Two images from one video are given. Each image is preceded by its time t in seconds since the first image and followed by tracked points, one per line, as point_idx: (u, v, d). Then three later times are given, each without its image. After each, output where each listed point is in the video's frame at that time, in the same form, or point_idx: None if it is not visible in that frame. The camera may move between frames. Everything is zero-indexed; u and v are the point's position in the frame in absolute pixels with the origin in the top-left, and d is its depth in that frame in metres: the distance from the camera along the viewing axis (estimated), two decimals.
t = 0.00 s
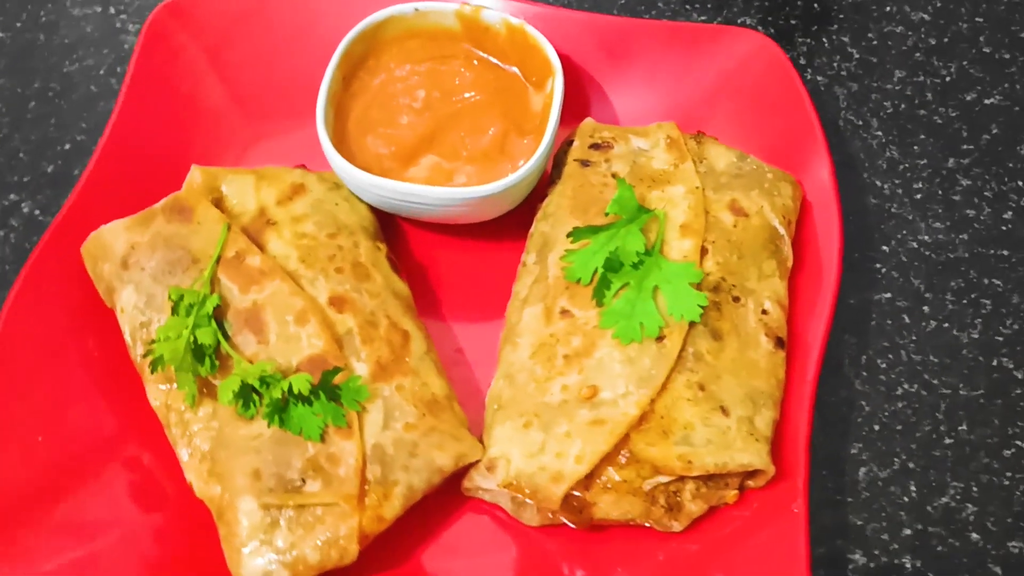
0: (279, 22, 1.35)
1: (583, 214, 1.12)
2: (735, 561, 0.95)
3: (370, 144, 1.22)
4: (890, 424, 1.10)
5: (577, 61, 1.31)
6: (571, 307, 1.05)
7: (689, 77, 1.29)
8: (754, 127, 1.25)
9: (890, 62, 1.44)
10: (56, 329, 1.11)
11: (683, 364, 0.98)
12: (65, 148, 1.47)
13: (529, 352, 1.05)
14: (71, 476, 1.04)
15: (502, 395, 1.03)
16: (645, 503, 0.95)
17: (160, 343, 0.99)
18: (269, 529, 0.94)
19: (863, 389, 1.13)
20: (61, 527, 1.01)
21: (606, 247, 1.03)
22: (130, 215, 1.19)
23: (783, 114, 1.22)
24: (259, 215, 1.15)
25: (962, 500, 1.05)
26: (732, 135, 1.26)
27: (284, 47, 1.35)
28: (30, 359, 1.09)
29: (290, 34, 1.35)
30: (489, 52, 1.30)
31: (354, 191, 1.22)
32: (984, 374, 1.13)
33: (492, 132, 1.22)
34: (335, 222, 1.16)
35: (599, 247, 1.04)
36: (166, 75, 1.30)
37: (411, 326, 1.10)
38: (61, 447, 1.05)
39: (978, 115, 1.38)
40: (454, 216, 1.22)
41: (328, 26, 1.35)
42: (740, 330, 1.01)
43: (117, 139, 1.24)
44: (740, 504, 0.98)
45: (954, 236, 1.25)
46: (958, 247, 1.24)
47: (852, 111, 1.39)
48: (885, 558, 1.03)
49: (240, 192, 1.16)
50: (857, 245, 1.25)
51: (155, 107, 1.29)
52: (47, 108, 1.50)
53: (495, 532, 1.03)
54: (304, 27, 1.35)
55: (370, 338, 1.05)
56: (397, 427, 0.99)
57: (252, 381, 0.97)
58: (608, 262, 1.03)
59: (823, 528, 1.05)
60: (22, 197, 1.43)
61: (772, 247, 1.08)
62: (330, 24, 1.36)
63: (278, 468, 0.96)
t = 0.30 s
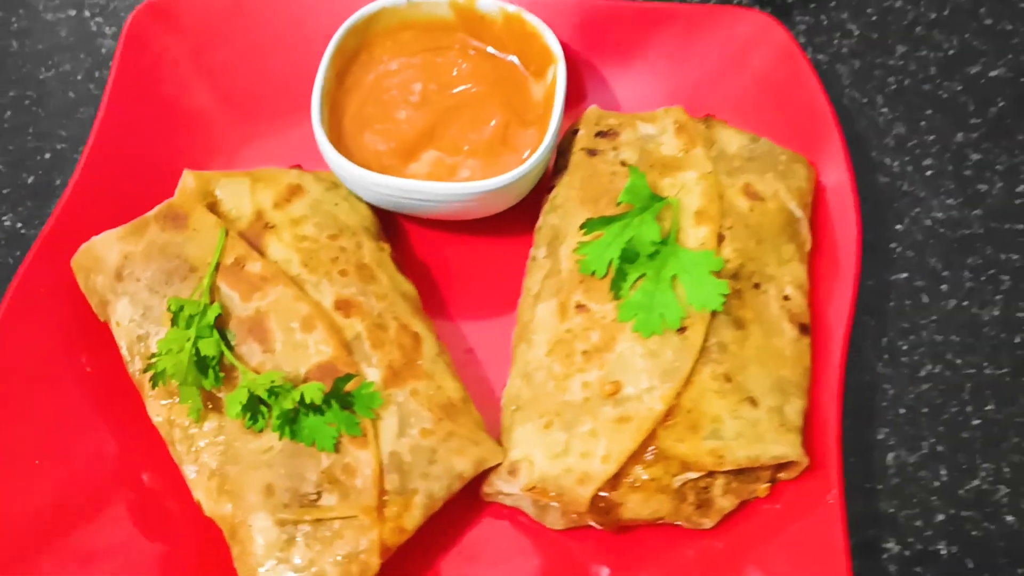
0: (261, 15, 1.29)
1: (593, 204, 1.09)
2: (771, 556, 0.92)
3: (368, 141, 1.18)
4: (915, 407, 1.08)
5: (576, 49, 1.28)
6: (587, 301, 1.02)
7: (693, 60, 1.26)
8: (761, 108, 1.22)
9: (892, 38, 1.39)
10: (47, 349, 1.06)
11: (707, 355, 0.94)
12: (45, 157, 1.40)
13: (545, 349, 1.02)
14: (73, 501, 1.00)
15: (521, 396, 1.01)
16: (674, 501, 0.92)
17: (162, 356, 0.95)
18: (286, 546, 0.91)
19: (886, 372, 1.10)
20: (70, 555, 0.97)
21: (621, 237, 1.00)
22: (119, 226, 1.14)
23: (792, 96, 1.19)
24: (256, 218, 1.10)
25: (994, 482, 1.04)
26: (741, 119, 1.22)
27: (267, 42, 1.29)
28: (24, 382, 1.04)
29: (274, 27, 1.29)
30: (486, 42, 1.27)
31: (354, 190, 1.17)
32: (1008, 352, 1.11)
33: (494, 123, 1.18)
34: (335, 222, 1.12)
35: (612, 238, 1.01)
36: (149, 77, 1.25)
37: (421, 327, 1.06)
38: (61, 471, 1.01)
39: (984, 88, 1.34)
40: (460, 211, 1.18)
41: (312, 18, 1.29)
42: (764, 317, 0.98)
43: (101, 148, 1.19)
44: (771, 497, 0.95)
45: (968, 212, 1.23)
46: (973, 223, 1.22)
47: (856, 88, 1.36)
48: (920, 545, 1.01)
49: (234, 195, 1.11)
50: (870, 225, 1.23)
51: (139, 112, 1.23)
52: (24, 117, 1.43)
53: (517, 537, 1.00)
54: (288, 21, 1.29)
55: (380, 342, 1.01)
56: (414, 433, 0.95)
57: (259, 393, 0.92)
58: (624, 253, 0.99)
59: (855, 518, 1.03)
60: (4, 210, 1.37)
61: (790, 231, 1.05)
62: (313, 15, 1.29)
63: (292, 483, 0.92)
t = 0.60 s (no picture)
0: (242, 8, 1.23)
1: (602, 189, 1.05)
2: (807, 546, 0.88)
3: (362, 134, 1.13)
4: (940, 387, 1.05)
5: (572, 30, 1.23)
6: (601, 291, 0.97)
7: (694, 37, 1.22)
8: (767, 84, 1.17)
9: (892, 8, 1.34)
10: (34, 366, 1.01)
11: (731, 342, 0.90)
12: (17, 166, 1.33)
13: (559, 343, 0.98)
14: (70, 525, 0.95)
15: (537, 393, 0.96)
16: (703, 496, 0.88)
17: (159, 368, 0.90)
18: (299, 563, 0.86)
19: (908, 353, 1.07)
20: None
21: (634, 223, 0.96)
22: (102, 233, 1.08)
23: (800, 70, 1.15)
24: (249, 219, 1.05)
25: None
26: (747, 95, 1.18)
27: (250, 37, 1.23)
28: (11, 402, 0.98)
29: (257, 19, 1.23)
30: (479, 27, 1.21)
31: (350, 186, 1.13)
32: None
33: (492, 111, 1.13)
34: (332, 220, 1.07)
35: (625, 225, 0.97)
36: (127, 77, 1.19)
37: (428, 326, 1.01)
38: (56, 493, 0.96)
39: (991, 56, 1.29)
40: (462, 203, 1.13)
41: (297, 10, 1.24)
42: (787, 300, 0.95)
43: (80, 154, 1.13)
44: (802, 487, 0.91)
45: (981, 184, 1.19)
46: (987, 196, 1.18)
47: (858, 62, 1.30)
48: (954, 531, 0.98)
49: (224, 196, 1.06)
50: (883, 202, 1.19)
51: (118, 115, 1.17)
52: None
53: (537, 544, 0.95)
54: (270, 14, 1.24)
55: (387, 344, 0.97)
56: (428, 437, 0.91)
57: (264, 403, 0.87)
58: (639, 240, 0.95)
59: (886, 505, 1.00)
60: None
61: (808, 209, 1.02)
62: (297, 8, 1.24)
63: (302, 494, 0.87)
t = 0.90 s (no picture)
0: None
1: (606, 172, 1.00)
2: (841, 535, 0.84)
3: (349, 124, 1.08)
4: (963, 363, 1.01)
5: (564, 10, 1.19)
6: (611, 278, 0.93)
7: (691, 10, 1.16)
8: (771, 57, 1.12)
9: None
10: (13, 384, 0.95)
11: (751, 325, 0.87)
12: None
13: (570, 333, 0.93)
14: (59, 550, 0.89)
15: (548, 388, 0.91)
16: (730, 488, 0.83)
17: (148, 378, 0.84)
18: None
19: (928, 330, 1.03)
20: None
21: (643, 205, 0.92)
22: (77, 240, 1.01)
23: (803, 42, 1.11)
24: (235, 217, 0.99)
25: None
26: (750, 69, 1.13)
27: (225, 27, 1.17)
28: None
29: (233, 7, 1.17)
30: (466, 9, 1.16)
31: (340, 179, 1.07)
32: None
33: (485, 93, 1.08)
34: (323, 215, 1.02)
35: (633, 207, 0.92)
36: (96, 75, 1.12)
37: (430, 322, 0.96)
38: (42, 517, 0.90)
39: (992, 21, 1.25)
40: (459, 192, 1.08)
41: None
42: (807, 279, 0.91)
43: (51, 159, 1.07)
44: (830, 474, 0.87)
45: (992, 153, 1.16)
46: (999, 164, 1.15)
47: (858, 33, 1.26)
48: (988, 512, 0.95)
49: (208, 194, 1.00)
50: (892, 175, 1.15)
51: (89, 114, 1.11)
52: None
53: (553, 544, 0.90)
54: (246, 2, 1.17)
55: (388, 342, 0.91)
56: (437, 438, 0.86)
57: (263, 411, 0.82)
58: (649, 221, 0.91)
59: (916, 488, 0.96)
60: None
61: (822, 183, 0.98)
62: None
63: (306, 505, 0.82)
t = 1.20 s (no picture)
0: None
1: (605, 150, 0.96)
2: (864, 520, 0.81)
3: (331, 111, 1.02)
4: (982, 335, 0.98)
5: None
6: (616, 260, 0.89)
7: None
8: (768, 28, 1.08)
9: None
10: None
11: (766, 304, 0.83)
12: None
13: (575, 320, 0.89)
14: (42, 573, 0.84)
15: (555, 378, 0.87)
16: (751, 476, 0.79)
17: (129, 387, 0.79)
18: None
19: (944, 302, 1.00)
20: None
21: (647, 182, 0.87)
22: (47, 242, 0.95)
23: (801, 9, 1.07)
24: (215, 213, 0.94)
25: None
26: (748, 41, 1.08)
27: (198, 21, 1.13)
28: None
29: None
30: None
31: (325, 167, 1.02)
32: None
33: (473, 74, 1.03)
34: (309, 207, 0.97)
35: (636, 186, 0.88)
36: (61, 69, 1.06)
37: (427, 314, 0.92)
38: (21, 539, 0.84)
39: None
40: (452, 176, 1.03)
41: None
42: (820, 254, 0.87)
43: (15, 158, 1.00)
44: (853, 456, 0.84)
45: (998, 118, 1.12)
46: (1006, 129, 1.12)
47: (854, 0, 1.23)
48: (1017, 488, 0.91)
49: (186, 190, 0.95)
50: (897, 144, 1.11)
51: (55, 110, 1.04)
52: None
53: (565, 543, 0.86)
54: None
55: (384, 337, 0.87)
56: (442, 436, 0.82)
57: (254, 416, 0.77)
58: (654, 200, 0.86)
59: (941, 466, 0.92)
60: None
61: (830, 154, 0.94)
62: None
63: (305, 513, 0.77)
